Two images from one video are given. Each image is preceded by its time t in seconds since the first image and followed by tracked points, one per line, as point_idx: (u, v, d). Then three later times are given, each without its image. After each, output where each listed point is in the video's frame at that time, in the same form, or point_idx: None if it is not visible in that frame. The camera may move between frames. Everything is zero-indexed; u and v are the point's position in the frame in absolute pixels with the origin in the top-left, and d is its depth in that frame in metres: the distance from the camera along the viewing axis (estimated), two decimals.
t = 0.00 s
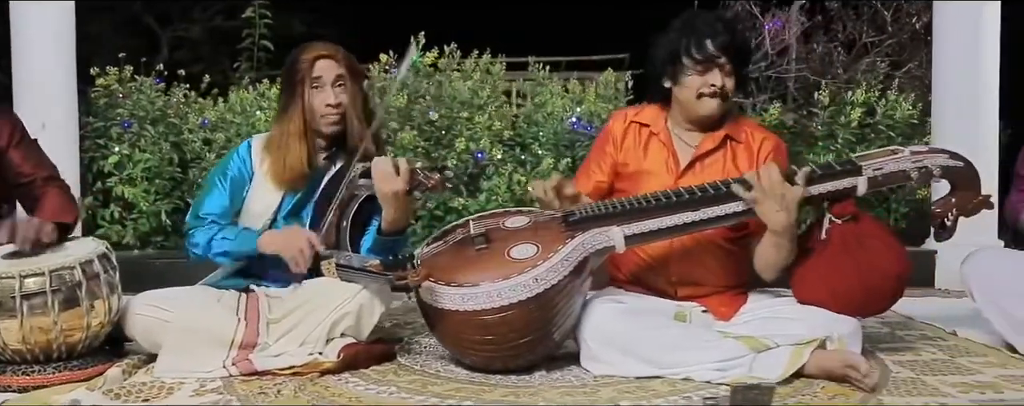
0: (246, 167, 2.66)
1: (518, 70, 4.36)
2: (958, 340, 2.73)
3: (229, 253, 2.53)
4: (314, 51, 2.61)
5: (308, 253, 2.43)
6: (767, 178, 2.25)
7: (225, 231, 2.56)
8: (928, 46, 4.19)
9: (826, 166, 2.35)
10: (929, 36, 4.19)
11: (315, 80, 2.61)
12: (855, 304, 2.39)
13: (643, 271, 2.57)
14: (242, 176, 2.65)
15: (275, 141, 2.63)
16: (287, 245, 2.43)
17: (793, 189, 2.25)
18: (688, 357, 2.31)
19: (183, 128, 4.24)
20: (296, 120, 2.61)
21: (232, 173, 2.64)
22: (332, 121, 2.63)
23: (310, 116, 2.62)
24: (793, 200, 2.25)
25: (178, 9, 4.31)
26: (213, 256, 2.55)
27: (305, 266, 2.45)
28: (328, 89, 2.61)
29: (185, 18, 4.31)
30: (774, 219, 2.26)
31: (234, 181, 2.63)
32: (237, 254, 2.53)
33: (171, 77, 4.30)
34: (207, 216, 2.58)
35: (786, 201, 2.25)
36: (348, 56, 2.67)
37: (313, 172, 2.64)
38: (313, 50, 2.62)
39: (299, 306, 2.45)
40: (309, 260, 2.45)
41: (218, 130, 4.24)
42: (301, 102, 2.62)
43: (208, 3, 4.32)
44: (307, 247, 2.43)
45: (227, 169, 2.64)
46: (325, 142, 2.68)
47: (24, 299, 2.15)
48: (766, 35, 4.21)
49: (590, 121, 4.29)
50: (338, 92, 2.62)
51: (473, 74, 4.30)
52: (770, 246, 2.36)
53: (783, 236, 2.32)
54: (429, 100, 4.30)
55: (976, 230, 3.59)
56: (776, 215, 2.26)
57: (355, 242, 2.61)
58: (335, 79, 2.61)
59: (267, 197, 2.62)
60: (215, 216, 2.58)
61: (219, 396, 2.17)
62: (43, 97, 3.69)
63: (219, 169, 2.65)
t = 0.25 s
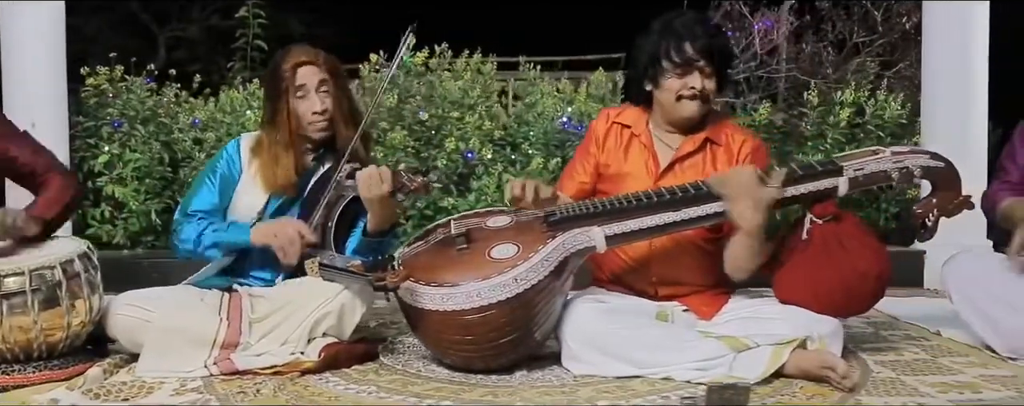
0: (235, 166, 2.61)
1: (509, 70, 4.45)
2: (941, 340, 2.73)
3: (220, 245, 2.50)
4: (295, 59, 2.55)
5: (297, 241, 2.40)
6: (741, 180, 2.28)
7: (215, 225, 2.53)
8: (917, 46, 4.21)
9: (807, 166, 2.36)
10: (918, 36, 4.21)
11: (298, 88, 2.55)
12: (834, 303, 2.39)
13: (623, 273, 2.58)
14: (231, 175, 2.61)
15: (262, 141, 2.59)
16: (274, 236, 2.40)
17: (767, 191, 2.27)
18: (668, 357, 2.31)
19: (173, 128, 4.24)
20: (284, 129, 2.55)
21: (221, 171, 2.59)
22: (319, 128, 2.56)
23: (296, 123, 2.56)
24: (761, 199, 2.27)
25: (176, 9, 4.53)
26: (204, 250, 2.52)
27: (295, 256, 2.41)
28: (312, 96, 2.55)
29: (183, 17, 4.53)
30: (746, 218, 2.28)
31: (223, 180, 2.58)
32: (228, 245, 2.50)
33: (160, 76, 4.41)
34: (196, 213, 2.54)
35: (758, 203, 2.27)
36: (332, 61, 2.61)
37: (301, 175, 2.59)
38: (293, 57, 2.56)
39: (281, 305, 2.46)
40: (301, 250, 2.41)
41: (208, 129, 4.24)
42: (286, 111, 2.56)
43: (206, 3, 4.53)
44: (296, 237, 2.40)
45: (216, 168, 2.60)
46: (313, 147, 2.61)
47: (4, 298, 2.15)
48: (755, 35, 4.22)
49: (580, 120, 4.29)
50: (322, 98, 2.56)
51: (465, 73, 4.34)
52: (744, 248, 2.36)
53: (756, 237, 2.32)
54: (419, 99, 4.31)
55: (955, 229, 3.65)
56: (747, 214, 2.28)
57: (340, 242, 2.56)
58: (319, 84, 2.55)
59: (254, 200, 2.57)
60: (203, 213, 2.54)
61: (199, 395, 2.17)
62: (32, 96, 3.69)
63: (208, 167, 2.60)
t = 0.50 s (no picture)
0: (216, 167, 2.58)
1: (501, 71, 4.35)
2: (923, 340, 2.73)
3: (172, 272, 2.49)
4: (290, 55, 2.52)
5: (235, 288, 2.40)
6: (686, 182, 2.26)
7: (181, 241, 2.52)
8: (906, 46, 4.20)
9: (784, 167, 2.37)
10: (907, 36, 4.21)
11: (289, 85, 2.52)
12: (812, 302, 2.39)
13: (603, 270, 2.60)
14: (212, 174, 2.58)
15: (245, 139, 2.57)
16: (214, 279, 2.40)
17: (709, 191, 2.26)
18: (646, 355, 2.32)
19: (163, 127, 4.25)
20: (271, 123, 2.52)
21: (201, 171, 2.56)
22: (307, 125, 2.54)
23: (285, 121, 2.54)
24: (709, 199, 2.26)
25: (172, 9, 4.27)
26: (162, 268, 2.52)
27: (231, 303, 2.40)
28: (303, 94, 2.53)
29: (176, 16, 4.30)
30: (697, 219, 2.27)
31: (203, 179, 2.56)
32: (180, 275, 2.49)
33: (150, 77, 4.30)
34: (172, 215, 2.52)
35: (704, 203, 2.26)
36: (325, 61, 2.58)
37: (284, 173, 2.55)
38: (288, 54, 2.53)
39: (261, 305, 2.46)
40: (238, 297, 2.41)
41: (198, 129, 4.24)
42: (274, 107, 2.53)
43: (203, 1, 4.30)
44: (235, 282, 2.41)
45: (196, 168, 2.57)
46: (298, 144, 2.59)
47: None
48: (745, 34, 4.21)
49: (570, 119, 4.30)
50: (312, 97, 2.53)
51: (456, 73, 4.31)
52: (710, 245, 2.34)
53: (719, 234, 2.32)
54: (409, 99, 4.30)
55: (933, 229, 3.75)
56: (697, 216, 2.27)
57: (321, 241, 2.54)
58: (310, 83, 2.53)
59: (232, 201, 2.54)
60: (180, 215, 2.52)
61: (176, 395, 2.17)
62: (19, 96, 3.70)
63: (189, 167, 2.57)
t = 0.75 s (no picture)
0: (196, 166, 2.59)
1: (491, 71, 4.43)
2: (904, 340, 2.74)
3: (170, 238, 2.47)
4: (270, 47, 2.53)
5: (239, 239, 2.40)
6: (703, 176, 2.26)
7: (171, 219, 2.50)
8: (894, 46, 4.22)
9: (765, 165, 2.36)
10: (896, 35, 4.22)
11: (270, 76, 2.52)
12: (792, 303, 2.38)
13: (582, 270, 2.59)
14: (192, 175, 2.58)
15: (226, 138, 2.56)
16: (218, 231, 2.39)
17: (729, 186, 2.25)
18: (623, 355, 2.32)
19: (152, 127, 4.25)
20: (251, 118, 2.52)
21: (180, 171, 2.57)
22: (287, 116, 2.54)
23: (265, 113, 2.53)
24: (727, 198, 2.25)
25: (170, 8, 4.37)
26: (155, 243, 2.49)
27: (237, 254, 2.41)
28: (283, 85, 2.53)
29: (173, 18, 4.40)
30: (710, 216, 2.26)
31: (184, 180, 2.56)
32: (178, 238, 2.47)
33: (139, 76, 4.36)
34: (153, 212, 2.51)
35: (722, 199, 2.25)
36: (304, 57, 2.59)
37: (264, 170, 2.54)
38: (268, 47, 2.55)
39: (242, 305, 2.47)
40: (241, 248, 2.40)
41: (187, 128, 4.25)
42: (253, 97, 2.53)
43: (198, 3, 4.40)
44: (239, 233, 2.39)
45: (176, 168, 2.57)
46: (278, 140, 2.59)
47: None
48: (733, 33, 4.23)
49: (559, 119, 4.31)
50: (293, 88, 2.54)
51: (446, 72, 4.35)
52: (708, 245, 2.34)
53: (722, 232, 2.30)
54: (397, 99, 4.33)
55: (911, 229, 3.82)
56: (711, 213, 2.26)
57: (302, 241, 2.56)
58: (290, 75, 2.53)
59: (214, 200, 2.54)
60: (161, 211, 2.51)
61: (152, 394, 2.17)
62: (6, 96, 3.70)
63: (169, 167, 2.58)
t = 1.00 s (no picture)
0: (174, 166, 2.62)
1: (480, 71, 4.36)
2: (886, 339, 2.74)
3: (135, 246, 2.51)
4: (252, 56, 2.52)
5: (202, 253, 2.43)
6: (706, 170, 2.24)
7: (139, 224, 2.54)
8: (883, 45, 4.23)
9: (744, 164, 2.36)
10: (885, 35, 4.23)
11: (250, 86, 2.53)
12: (771, 303, 2.38)
13: (564, 272, 2.58)
14: (171, 175, 2.61)
15: (203, 137, 2.59)
16: (181, 243, 2.43)
17: (731, 190, 2.26)
18: (603, 355, 2.32)
19: (141, 127, 4.25)
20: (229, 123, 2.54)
21: (159, 171, 2.61)
22: (263, 128, 2.55)
23: (243, 120, 2.54)
24: (722, 198, 2.26)
25: (167, 9, 4.27)
26: (123, 248, 2.54)
27: (201, 264, 2.46)
28: (262, 95, 2.53)
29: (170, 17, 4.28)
30: (703, 213, 2.26)
31: (160, 180, 2.60)
32: (143, 247, 2.51)
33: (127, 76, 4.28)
34: (127, 210, 2.56)
35: (719, 199, 2.26)
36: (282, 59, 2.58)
37: (242, 172, 2.56)
38: (251, 54, 2.53)
39: (223, 305, 2.47)
40: (204, 260, 2.44)
41: (175, 128, 4.25)
42: (233, 107, 2.54)
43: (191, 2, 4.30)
44: (204, 246, 2.42)
45: (155, 167, 2.61)
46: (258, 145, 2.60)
47: None
48: (722, 32, 4.21)
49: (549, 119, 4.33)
50: (272, 100, 2.54)
51: (434, 73, 4.32)
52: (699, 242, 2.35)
53: (710, 232, 2.32)
54: (385, 99, 4.34)
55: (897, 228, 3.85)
56: (704, 210, 2.26)
57: (281, 239, 2.58)
58: (272, 86, 2.54)
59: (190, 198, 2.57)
60: (135, 211, 2.56)
61: (130, 393, 2.18)
62: None
63: (149, 166, 2.62)
